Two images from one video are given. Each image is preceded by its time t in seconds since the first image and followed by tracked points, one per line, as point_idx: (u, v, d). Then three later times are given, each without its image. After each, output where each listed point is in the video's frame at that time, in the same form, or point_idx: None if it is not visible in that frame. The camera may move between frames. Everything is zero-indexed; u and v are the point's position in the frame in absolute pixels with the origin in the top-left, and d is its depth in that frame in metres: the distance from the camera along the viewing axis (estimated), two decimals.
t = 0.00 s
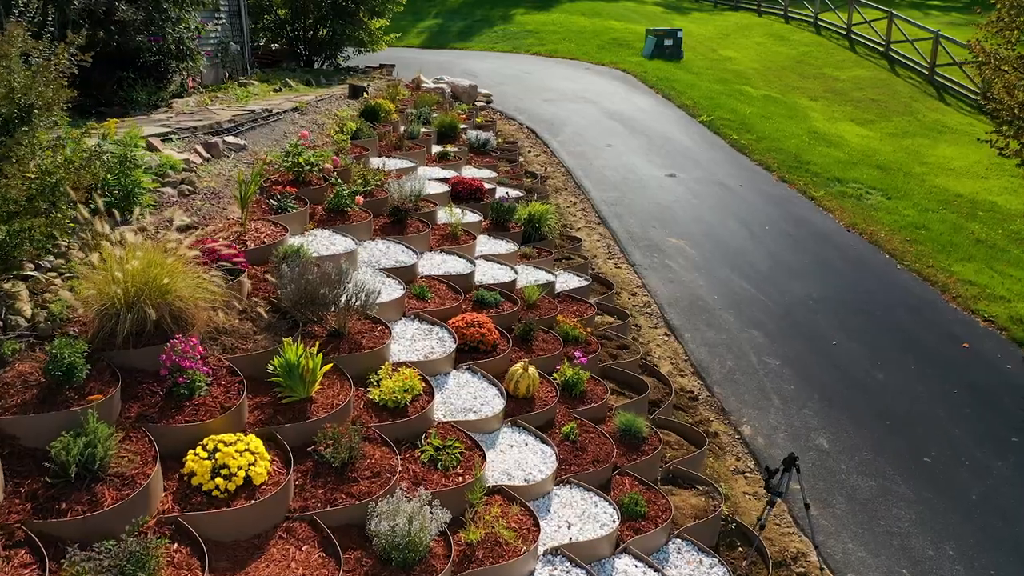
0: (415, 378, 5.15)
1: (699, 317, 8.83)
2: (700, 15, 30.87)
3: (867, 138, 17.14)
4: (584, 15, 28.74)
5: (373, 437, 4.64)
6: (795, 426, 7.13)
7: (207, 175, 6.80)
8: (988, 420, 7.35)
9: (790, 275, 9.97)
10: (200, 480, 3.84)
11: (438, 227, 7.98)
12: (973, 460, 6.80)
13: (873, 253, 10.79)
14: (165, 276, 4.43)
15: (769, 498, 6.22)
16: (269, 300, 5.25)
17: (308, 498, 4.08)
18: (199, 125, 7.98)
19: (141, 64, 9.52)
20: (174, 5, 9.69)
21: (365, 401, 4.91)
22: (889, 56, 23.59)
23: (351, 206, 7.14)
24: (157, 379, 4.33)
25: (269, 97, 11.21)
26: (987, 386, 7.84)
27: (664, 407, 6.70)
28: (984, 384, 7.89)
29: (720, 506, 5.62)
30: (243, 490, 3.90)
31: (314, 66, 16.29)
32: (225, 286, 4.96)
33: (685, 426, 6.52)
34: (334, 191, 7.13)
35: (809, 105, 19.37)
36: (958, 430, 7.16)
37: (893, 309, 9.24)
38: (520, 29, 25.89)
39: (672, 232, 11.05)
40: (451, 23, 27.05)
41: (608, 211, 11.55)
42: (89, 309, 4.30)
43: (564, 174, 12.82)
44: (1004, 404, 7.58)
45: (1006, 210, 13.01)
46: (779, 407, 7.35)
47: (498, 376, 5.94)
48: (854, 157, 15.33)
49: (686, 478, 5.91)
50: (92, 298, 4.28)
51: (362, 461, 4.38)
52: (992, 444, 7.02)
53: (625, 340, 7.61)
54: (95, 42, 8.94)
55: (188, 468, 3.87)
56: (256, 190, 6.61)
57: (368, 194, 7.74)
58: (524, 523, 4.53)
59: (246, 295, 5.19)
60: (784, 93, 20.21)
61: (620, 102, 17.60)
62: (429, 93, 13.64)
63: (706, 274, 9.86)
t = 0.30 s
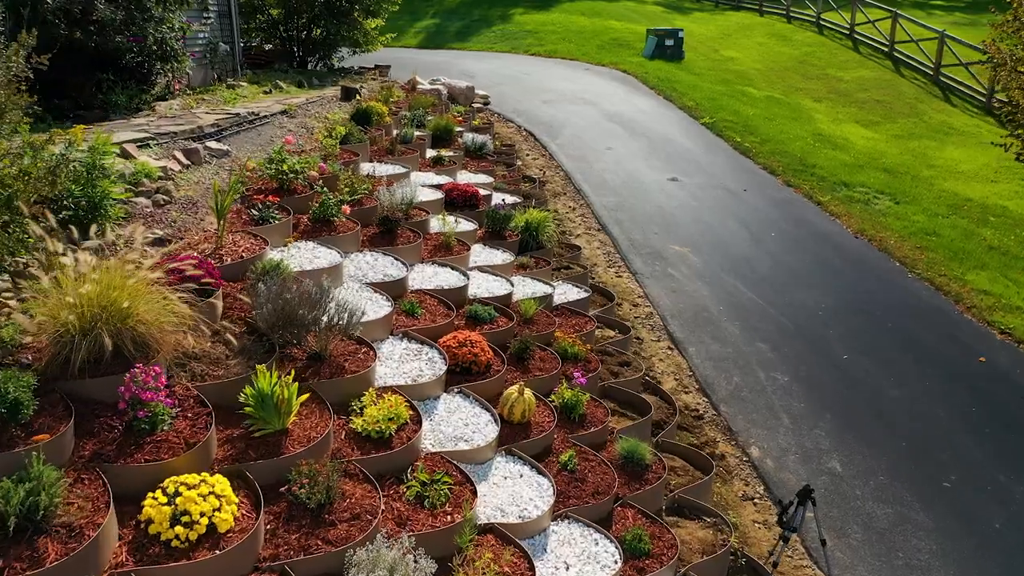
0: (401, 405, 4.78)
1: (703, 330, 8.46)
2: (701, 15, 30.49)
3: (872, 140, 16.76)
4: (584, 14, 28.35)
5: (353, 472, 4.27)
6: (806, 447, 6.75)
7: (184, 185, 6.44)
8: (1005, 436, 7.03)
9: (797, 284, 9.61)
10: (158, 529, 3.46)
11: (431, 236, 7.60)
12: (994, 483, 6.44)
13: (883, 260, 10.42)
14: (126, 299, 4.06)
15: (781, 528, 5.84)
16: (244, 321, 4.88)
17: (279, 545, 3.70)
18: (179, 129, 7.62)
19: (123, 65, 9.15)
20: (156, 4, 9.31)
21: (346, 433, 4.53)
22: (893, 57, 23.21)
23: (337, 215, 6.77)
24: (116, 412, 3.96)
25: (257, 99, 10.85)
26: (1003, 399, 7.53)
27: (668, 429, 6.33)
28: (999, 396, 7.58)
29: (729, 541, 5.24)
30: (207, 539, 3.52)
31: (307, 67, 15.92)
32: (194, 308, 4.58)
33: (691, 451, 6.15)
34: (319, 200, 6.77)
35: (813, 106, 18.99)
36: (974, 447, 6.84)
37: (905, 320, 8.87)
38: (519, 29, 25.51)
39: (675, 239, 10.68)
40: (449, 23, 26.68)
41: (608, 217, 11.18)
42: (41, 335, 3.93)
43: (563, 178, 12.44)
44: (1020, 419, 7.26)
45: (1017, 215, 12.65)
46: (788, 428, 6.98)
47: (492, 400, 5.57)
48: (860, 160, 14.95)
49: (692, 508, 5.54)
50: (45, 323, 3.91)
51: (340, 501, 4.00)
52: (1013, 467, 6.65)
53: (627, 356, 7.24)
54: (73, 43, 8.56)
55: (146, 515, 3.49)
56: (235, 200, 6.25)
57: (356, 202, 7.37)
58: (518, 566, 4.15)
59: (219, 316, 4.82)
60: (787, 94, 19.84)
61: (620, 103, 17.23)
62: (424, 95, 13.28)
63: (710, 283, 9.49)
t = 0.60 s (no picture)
0: (387, 433, 4.46)
1: (707, 342, 8.12)
2: (702, 15, 30.16)
3: (878, 142, 16.44)
4: (584, 14, 28.03)
5: (333, 509, 3.94)
6: (818, 468, 6.42)
7: (163, 195, 6.12)
8: (1009, 439, 6.91)
9: (804, 292, 9.28)
10: None
11: (424, 245, 7.28)
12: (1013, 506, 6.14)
13: (892, 267, 10.09)
14: (83, 324, 3.73)
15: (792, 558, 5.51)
16: (219, 344, 4.56)
17: None
18: (160, 134, 7.30)
19: (106, 67, 8.82)
20: (141, 3, 9.00)
21: (326, 464, 4.20)
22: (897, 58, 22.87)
23: (324, 225, 6.44)
24: (73, 448, 3.64)
25: (247, 101, 10.53)
26: (1006, 402, 7.41)
27: (672, 451, 6.00)
28: (1001, 398, 7.48)
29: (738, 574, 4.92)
30: None
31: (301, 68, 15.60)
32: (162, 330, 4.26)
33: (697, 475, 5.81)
34: (306, 209, 6.44)
35: (817, 108, 18.67)
36: (977, 450, 6.73)
37: (916, 330, 8.56)
38: (518, 29, 25.19)
39: (677, 245, 10.36)
40: (447, 23, 26.35)
41: (609, 223, 10.84)
42: None
43: (562, 182, 12.10)
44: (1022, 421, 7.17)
45: None
46: (798, 448, 6.64)
47: (486, 423, 5.24)
48: (866, 162, 14.63)
49: (698, 537, 5.22)
50: None
51: (318, 544, 3.67)
52: None
53: (629, 371, 6.91)
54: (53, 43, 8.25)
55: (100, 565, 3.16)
56: (215, 210, 5.94)
57: (345, 210, 7.04)
58: None
59: (192, 339, 4.50)
60: (790, 95, 19.52)
61: (621, 105, 16.90)
62: (420, 96, 12.95)
63: (714, 292, 9.15)
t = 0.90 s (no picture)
0: (372, 465, 4.11)
1: (713, 356, 7.79)
2: (703, 15, 29.83)
3: (883, 145, 16.11)
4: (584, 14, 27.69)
5: (310, 553, 3.60)
6: (830, 492, 6.09)
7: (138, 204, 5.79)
8: (1006, 436, 6.84)
9: (811, 302, 8.97)
10: None
11: (416, 255, 6.94)
12: None
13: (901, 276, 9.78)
14: (34, 354, 3.40)
15: None
16: (191, 369, 4.23)
17: None
18: (139, 139, 6.97)
19: (87, 68, 8.51)
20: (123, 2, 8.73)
21: (303, 502, 3.86)
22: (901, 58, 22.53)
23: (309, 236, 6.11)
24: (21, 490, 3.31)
25: (236, 103, 10.20)
26: (1006, 403, 7.30)
27: (677, 476, 5.67)
28: (998, 395, 7.42)
29: None
30: None
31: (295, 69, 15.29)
32: (126, 356, 3.94)
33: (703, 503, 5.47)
34: (290, 219, 6.11)
35: (820, 109, 18.33)
36: (972, 447, 6.68)
37: (927, 342, 8.27)
38: (517, 29, 24.86)
39: (679, 252, 10.03)
40: (445, 23, 26.03)
41: (610, 229, 10.50)
42: None
43: (561, 187, 11.77)
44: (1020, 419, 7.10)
45: None
46: (810, 470, 6.30)
47: (479, 450, 4.90)
48: (872, 165, 14.30)
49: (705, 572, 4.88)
50: None
51: None
52: None
53: (631, 389, 6.58)
54: (30, 44, 7.92)
55: None
56: (192, 221, 5.62)
57: (332, 219, 6.71)
58: None
59: (160, 364, 4.18)
60: (793, 96, 19.19)
61: (621, 107, 16.57)
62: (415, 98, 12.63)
63: (719, 303, 8.82)
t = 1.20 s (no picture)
0: (355, 504, 3.76)
1: (719, 369, 7.46)
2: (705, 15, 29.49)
3: (890, 147, 15.76)
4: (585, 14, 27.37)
5: None
6: (846, 518, 5.76)
7: (112, 215, 5.46)
8: (1009, 438, 6.71)
9: (820, 311, 8.65)
10: None
11: (409, 266, 6.61)
12: None
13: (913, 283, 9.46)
14: None
15: None
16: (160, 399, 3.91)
17: None
18: (118, 145, 6.65)
19: (69, 70, 8.19)
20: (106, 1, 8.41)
21: (279, 546, 3.53)
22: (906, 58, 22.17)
23: (295, 248, 5.78)
24: None
25: (226, 106, 9.88)
26: (1011, 405, 7.16)
27: (684, 503, 5.34)
28: (999, 395, 7.30)
29: None
30: None
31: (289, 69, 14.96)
32: (86, 389, 3.63)
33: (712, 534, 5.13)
34: (275, 230, 5.78)
35: (826, 111, 17.98)
36: (977, 449, 6.54)
37: (940, 352, 7.96)
38: (517, 29, 24.53)
39: (683, 258, 9.70)
40: (445, 23, 25.72)
41: (611, 235, 10.17)
42: None
43: (561, 191, 11.43)
44: None
45: None
46: (824, 493, 5.98)
47: (473, 480, 4.57)
48: (880, 169, 13.96)
49: None
50: None
51: None
52: None
53: (635, 408, 6.25)
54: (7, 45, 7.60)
55: None
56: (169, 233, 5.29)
57: (320, 229, 6.38)
58: None
59: (125, 395, 3.87)
60: (798, 97, 18.84)
61: (622, 108, 16.23)
62: (412, 100, 12.31)
63: (725, 312, 8.50)
